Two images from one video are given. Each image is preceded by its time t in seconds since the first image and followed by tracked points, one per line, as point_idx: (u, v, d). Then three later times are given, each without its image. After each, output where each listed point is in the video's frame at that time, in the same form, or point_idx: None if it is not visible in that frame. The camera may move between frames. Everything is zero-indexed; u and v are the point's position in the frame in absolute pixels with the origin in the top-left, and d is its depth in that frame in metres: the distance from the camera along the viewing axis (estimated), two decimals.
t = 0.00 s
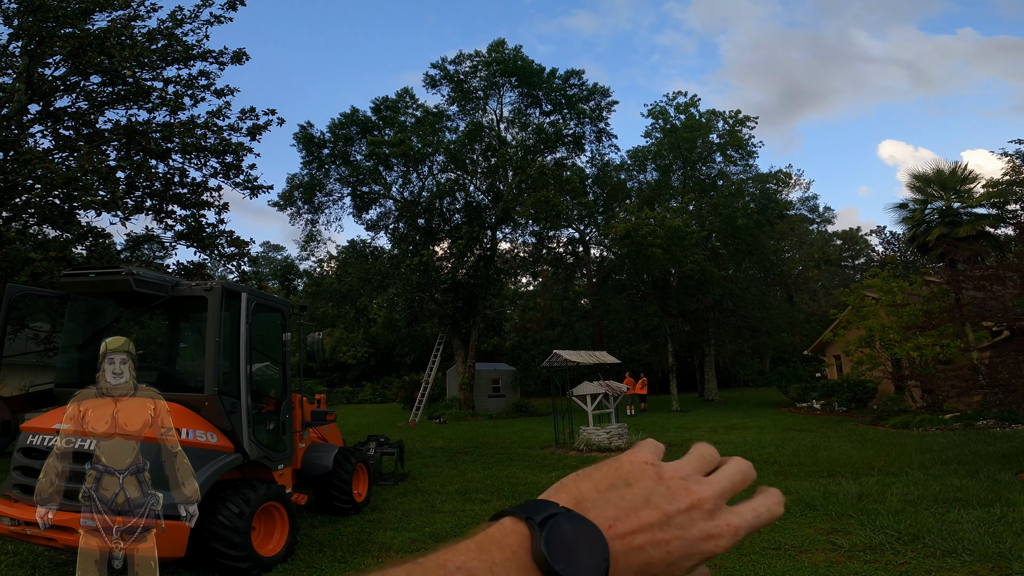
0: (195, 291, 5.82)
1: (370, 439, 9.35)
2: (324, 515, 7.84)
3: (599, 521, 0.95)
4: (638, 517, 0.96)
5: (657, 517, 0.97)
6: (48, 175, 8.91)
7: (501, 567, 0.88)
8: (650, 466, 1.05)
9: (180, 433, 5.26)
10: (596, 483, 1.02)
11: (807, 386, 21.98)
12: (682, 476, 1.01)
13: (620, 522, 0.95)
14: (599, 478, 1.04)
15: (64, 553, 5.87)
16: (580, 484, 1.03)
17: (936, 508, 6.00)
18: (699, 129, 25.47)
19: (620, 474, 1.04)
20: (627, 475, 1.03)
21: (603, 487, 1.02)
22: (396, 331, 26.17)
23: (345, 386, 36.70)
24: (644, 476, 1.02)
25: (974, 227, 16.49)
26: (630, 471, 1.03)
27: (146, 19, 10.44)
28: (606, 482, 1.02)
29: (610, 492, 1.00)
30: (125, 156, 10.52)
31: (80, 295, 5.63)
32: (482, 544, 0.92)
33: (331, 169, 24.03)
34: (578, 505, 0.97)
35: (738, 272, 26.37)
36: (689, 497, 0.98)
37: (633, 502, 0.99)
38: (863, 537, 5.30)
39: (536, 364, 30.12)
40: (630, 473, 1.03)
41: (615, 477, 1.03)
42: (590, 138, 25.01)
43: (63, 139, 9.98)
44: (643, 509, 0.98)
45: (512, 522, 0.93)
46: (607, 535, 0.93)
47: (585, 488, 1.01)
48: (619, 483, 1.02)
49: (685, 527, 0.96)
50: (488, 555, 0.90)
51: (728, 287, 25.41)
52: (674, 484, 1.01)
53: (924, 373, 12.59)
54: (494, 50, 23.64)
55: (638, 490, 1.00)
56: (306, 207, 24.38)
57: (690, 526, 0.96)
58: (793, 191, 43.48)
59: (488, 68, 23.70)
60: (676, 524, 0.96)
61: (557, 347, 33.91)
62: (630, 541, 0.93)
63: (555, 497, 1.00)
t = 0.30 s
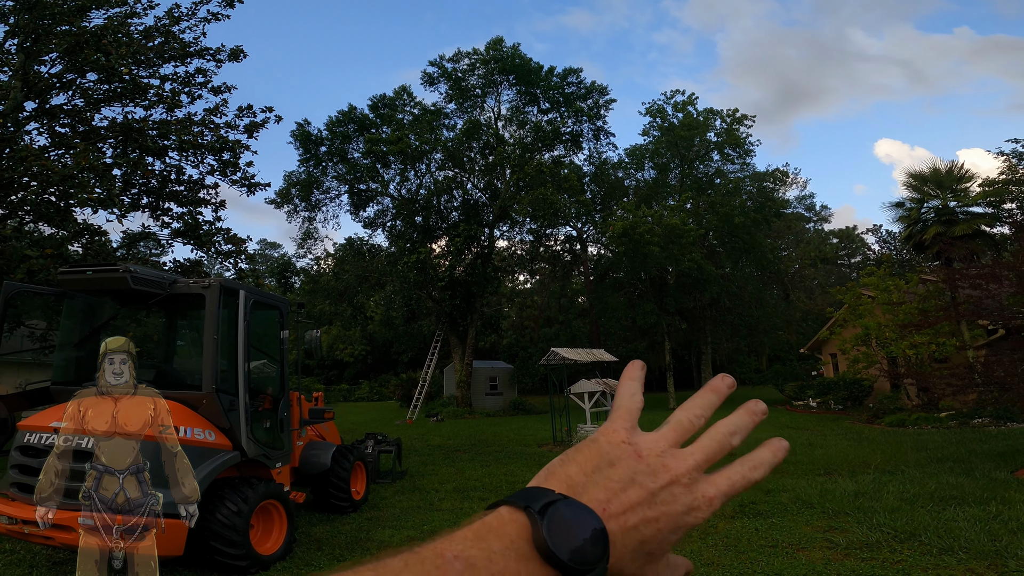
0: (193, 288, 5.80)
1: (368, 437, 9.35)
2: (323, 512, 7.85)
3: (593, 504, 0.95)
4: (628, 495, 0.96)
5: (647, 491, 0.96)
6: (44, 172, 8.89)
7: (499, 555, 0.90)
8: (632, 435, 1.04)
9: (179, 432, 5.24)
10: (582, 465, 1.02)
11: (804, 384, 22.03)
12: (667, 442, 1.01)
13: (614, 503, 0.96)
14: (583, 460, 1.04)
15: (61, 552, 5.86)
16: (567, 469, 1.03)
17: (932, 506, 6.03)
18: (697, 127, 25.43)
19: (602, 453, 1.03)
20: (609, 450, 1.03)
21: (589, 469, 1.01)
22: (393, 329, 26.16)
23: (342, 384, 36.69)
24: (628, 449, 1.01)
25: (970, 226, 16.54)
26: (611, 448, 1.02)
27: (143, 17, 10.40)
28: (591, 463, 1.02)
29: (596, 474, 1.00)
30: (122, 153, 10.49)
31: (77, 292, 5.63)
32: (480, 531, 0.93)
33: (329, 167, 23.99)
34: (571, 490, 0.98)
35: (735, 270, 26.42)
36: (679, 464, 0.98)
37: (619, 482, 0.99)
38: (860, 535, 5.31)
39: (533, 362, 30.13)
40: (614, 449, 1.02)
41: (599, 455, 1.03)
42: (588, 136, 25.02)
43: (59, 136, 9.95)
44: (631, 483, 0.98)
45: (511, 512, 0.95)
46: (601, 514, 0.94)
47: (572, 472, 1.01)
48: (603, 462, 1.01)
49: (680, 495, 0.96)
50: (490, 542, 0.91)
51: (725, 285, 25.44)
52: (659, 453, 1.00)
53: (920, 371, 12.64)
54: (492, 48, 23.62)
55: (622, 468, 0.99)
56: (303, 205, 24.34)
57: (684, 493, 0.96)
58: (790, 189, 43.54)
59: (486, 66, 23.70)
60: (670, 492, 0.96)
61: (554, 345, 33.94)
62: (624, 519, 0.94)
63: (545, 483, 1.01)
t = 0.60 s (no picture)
0: (189, 286, 5.79)
1: (365, 435, 9.31)
2: (320, 511, 7.84)
3: (552, 475, 0.99)
4: (584, 458, 1.01)
5: (599, 454, 1.02)
6: (40, 170, 8.86)
7: (465, 531, 0.91)
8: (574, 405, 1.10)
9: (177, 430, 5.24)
10: (533, 438, 1.04)
11: (800, 382, 22.09)
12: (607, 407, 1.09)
13: (571, 469, 1.00)
14: (532, 434, 1.06)
15: (57, 551, 5.84)
16: (517, 446, 1.04)
17: (929, 505, 6.06)
18: (694, 126, 25.47)
19: (551, 422, 1.07)
20: (555, 419, 1.07)
21: (541, 441, 1.04)
22: (390, 327, 26.14)
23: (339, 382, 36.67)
24: (575, 418, 1.07)
25: (966, 225, 16.59)
26: (559, 417, 1.06)
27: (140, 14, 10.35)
28: (543, 435, 1.04)
29: (551, 443, 1.03)
30: (117, 151, 10.45)
31: (73, 289, 5.61)
32: (443, 514, 0.94)
33: (326, 165, 23.94)
34: (527, 464, 0.99)
35: (732, 268, 26.48)
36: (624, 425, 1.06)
37: (575, 447, 1.03)
38: (858, 533, 5.33)
39: (530, 360, 30.16)
40: (558, 417, 1.07)
41: (547, 427, 1.06)
42: (585, 135, 25.04)
43: (54, 133, 9.91)
44: (586, 447, 1.03)
45: (468, 493, 0.96)
46: (560, 481, 0.98)
47: (524, 448, 1.03)
48: (553, 429, 1.06)
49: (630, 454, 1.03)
50: (453, 524, 0.92)
51: (722, 283, 25.49)
52: (604, 417, 1.08)
53: (916, 369, 12.70)
54: (490, 46, 23.62)
55: (574, 433, 1.05)
56: (300, 203, 24.30)
57: (633, 451, 1.04)
58: (786, 188, 43.65)
59: (483, 65, 23.70)
60: (623, 452, 1.03)
61: (552, 343, 33.98)
62: (586, 480, 1.00)
63: (499, 462, 1.02)
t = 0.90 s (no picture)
0: (184, 284, 5.78)
1: (362, 434, 9.29)
2: (317, 510, 7.81)
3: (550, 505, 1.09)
4: (582, 492, 1.11)
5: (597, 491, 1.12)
6: (33, 168, 8.82)
7: (462, 552, 1.00)
8: (589, 453, 1.22)
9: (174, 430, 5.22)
10: (542, 474, 1.16)
11: (797, 381, 22.10)
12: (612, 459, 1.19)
13: (569, 501, 1.10)
14: (542, 470, 1.18)
15: (53, 551, 5.82)
16: (526, 478, 1.15)
17: (926, 503, 6.07)
18: (691, 125, 25.49)
19: (562, 463, 1.19)
20: (564, 462, 1.19)
21: (547, 477, 1.16)
22: (387, 326, 26.09)
23: (335, 381, 36.59)
24: (584, 460, 1.18)
25: (961, 223, 16.63)
26: (570, 459, 1.18)
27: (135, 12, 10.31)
28: (551, 472, 1.16)
29: (555, 480, 1.14)
30: (113, 149, 10.41)
31: (67, 288, 5.59)
32: (444, 535, 1.04)
33: (322, 163, 23.88)
34: (527, 494, 1.10)
35: (729, 267, 26.50)
36: (629, 472, 1.16)
37: (574, 487, 1.13)
38: (855, 531, 5.34)
39: (527, 359, 30.15)
40: (569, 458, 1.19)
41: (556, 467, 1.18)
42: (583, 133, 25.02)
43: (48, 132, 9.87)
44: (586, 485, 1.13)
45: (468, 515, 1.06)
46: (558, 512, 1.08)
47: (530, 480, 1.14)
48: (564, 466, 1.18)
49: (627, 499, 1.11)
50: (453, 542, 1.02)
51: (718, 282, 25.50)
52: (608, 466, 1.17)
53: (912, 368, 12.73)
54: (487, 44, 23.59)
55: (579, 474, 1.15)
56: (297, 201, 24.23)
57: (628, 499, 1.11)
58: (783, 187, 43.72)
59: (480, 63, 23.66)
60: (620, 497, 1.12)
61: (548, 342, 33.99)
62: (579, 520, 1.07)
63: (506, 489, 1.13)
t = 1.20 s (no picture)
0: (182, 284, 5.77)
1: (360, 434, 9.27)
2: (315, 510, 7.79)
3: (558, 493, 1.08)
4: (582, 479, 1.12)
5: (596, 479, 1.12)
6: (30, 167, 8.80)
7: (482, 542, 0.97)
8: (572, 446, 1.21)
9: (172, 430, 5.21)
10: (542, 463, 1.14)
11: (795, 381, 22.09)
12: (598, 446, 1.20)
13: (575, 490, 1.09)
14: (540, 461, 1.16)
15: (50, 551, 5.81)
16: (528, 469, 1.13)
17: (924, 503, 6.06)
18: (690, 124, 25.49)
19: (556, 454, 1.18)
20: (558, 453, 1.18)
21: (548, 467, 1.14)
22: (386, 325, 26.05)
23: (334, 380, 36.55)
24: (578, 449, 1.18)
25: (959, 223, 16.64)
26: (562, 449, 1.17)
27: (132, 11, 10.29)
28: (550, 461, 1.15)
29: (557, 469, 1.13)
30: (110, 149, 10.39)
31: (64, 287, 5.57)
32: (461, 528, 1.00)
33: (321, 163, 23.84)
34: (536, 483, 1.09)
35: (727, 266, 26.50)
36: (616, 458, 1.18)
37: (576, 475, 1.13)
38: (854, 531, 5.34)
39: (526, 358, 30.11)
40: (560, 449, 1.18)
41: (553, 456, 1.16)
42: (581, 133, 25.01)
43: (46, 131, 9.84)
44: (585, 474, 1.13)
45: (484, 508, 1.03)
46: (566, 499, 1.07)
47: (535, 470, 1.12)
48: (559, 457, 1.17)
49: (624, 484, 1.13)
50: (471, 534, 0.98)
51: (717, 281, 25.49)
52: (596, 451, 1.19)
53: (910, 368, 12.74)
54: (486, 44, 23.57)
55: (577, 464, 1.14)
56: (295, 201, 24.18)
57: (625, 483, 1.13)
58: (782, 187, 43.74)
59: (479, 62, 23.63)
60: (616, 481, 1.14)
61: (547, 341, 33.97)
62: (588, 502, 1.08)
63: (510, 481, 1.10)
